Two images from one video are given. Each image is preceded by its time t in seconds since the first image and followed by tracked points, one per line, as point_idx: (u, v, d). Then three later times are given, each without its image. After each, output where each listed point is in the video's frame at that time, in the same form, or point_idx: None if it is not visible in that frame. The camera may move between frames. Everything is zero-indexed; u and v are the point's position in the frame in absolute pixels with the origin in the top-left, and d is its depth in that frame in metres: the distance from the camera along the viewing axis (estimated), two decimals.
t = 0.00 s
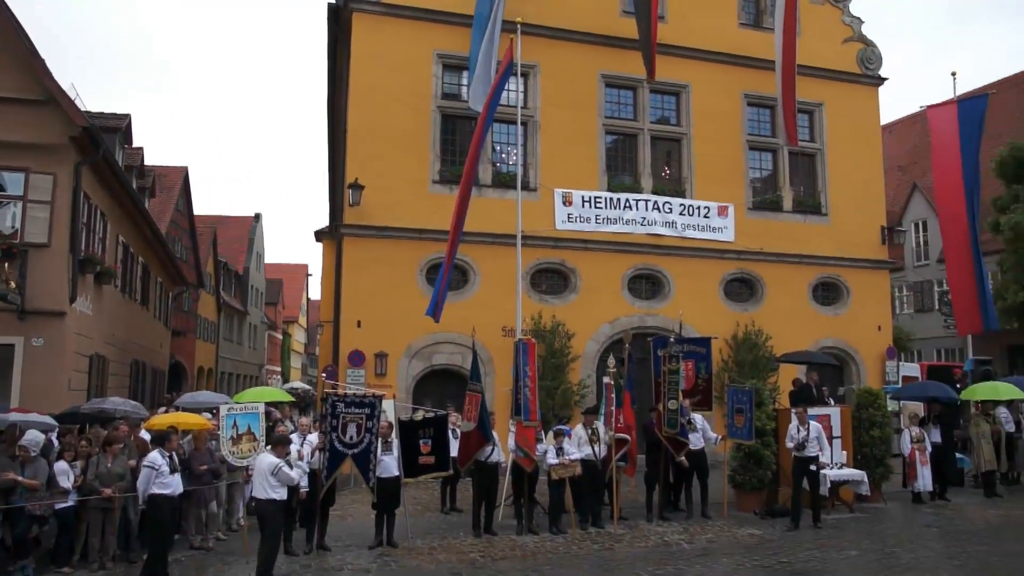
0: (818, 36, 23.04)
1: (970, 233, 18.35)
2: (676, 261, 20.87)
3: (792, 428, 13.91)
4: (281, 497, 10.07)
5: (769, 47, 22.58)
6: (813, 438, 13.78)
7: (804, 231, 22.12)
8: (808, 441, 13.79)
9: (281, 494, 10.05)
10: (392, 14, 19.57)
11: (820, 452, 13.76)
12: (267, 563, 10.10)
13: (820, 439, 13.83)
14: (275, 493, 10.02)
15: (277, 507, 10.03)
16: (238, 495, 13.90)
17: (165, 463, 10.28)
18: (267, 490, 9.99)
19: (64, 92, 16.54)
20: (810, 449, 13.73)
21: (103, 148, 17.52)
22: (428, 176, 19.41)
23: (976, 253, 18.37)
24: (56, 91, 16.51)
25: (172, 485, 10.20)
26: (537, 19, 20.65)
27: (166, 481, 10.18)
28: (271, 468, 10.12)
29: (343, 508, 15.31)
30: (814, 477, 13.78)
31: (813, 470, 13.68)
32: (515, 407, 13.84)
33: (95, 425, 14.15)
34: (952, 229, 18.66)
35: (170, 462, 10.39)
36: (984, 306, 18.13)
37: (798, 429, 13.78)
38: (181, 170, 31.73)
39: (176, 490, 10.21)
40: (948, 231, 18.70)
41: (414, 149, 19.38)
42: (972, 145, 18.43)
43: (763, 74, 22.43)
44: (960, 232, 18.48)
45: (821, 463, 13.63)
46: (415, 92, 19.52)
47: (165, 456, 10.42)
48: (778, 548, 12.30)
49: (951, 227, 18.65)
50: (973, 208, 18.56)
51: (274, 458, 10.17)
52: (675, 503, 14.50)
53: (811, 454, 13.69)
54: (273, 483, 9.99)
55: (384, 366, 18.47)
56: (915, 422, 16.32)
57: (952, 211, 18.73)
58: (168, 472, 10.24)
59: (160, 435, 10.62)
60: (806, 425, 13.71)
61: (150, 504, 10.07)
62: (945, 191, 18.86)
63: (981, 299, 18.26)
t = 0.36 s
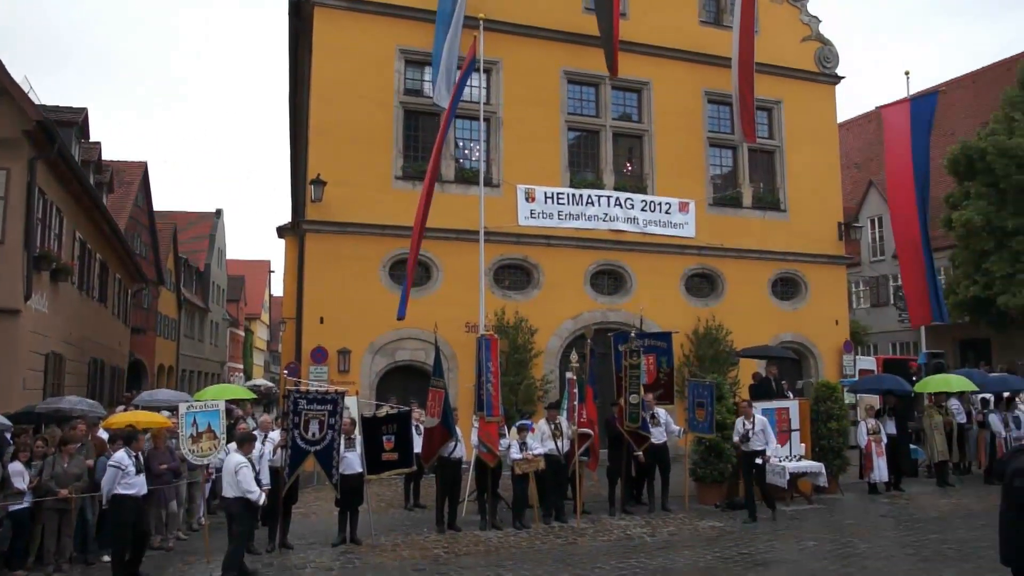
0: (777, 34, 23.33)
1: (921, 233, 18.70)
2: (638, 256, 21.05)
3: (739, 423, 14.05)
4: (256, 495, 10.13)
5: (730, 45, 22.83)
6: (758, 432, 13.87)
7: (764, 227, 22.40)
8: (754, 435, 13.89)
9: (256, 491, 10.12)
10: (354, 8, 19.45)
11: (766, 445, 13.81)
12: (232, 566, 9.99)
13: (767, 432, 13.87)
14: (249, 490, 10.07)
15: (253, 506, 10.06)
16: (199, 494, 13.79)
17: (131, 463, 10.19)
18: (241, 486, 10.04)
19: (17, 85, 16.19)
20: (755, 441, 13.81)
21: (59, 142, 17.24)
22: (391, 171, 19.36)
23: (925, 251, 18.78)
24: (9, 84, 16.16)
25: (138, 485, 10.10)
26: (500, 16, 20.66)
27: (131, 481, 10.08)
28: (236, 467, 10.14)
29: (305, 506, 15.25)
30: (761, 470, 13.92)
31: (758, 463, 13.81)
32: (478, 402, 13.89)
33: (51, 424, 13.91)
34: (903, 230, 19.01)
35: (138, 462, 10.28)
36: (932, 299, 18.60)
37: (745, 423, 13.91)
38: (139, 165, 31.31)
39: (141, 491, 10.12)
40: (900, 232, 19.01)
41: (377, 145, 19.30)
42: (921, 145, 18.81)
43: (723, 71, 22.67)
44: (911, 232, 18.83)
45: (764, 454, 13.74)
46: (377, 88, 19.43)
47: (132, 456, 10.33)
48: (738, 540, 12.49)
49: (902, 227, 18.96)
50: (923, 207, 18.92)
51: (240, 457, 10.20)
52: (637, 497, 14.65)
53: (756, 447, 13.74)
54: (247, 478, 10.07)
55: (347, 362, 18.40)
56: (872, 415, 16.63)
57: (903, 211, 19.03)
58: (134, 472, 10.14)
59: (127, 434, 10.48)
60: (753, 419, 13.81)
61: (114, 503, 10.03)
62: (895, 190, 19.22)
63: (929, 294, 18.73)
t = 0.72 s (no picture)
0: (737, 32, 23.52)
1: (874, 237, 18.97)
2: (600, 252, 21.10)
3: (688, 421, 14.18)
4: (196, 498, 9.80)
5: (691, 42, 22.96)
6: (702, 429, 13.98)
7: (724, 224, 22.61)
8: (699, 432, 13.94)
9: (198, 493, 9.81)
10: None
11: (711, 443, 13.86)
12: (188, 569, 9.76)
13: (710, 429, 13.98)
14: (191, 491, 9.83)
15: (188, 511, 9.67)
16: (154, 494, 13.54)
17: (93, 461, 9.91)
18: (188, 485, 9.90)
19: None
20: (698, 439, 13.86)
21: (7, 132, 16.74)
22: (351, 165, 19.18)
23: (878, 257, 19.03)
24: None
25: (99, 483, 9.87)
26: (462, 9, 20.55)
27: (93, 479, 9.83)
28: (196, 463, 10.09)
29: (263, 504, 15.07)
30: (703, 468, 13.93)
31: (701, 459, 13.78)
32: (438, 399, 13.83)
33: None
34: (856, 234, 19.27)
35: (99, 459, 10.02)
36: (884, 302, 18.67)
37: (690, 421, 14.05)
38: (92, 156, 30.70)
39: (103, 489, 9.91)
40: (852, 236, 19.28)
41: (337, 138, 19.11)
42: (875, 149, 19.19)
43: (684, 68, 22.80)
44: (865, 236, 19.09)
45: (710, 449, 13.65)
46: (337, 81, 19.23)
47: (93, 454, 10.04)
48: (698, 534, 12.59)
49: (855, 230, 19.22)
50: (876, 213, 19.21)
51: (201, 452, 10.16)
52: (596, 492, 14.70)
53: (701, 445, 13.78)
54: (193, 475, 9.91)
55: (306, 358, 18.19)
56: (828, 409, 16.85)
57: (856, 216, 19.33)
58: (96, 470, 9.88)
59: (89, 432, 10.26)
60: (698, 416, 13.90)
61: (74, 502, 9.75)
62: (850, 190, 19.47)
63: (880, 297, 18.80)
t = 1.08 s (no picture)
0: (699, 37, 23.79)
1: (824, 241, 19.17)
2: (561, 253, 21.21)
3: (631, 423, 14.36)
4: (156, 493, 9.74)
5: (654, 47, 23.19)
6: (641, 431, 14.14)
7: (684, 227, 22.85)
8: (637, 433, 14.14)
9: (156, 489, 9.74)
10: None
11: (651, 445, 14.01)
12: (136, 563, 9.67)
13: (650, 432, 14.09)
14: (146, 488, 9.71)
15: (155, 504, 9.69)
16: (106, 493, 13.32)
17: (52, 455, 9.89)
18: (139, 484, 9.76)
19: None
20: (638, 439, 14.05)
21: None
22: (312, 163, 19.06)
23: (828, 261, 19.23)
24: None
25: (55, 478, 9.78)
26: (426, 9, 20.52)
27: (50, 473, 9.77)
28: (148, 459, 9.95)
29: (219, 503, 14.92)
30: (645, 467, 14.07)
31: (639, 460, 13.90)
32: (397, 398, 13.81)
33: None
34: (806, 239, 19.47)
35: (58, 455, 9.99)
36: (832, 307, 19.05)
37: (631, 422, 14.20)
38: (47, 148, 30.13)
39: (60, 484, 9.82)
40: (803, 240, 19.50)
41: (297, 135, 18.97)
42: (829, 156, 19.52)
43: (646, 72, 23.01)
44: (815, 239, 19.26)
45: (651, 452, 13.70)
46: (299, 77, 19.10)
47: (53, 449, 10.03)
48: (654, 534, 12.74)
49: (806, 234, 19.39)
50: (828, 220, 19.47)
51: (153, 449, 10.02)
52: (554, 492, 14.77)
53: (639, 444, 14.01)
54: (143, 473, 9.77)
55: (265, 357, 18.03)
56: (783, 411, 17.11)
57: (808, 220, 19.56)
58: (54, 465, 9.85)
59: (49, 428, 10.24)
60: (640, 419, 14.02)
61: (29, 496, 9.64)
62: (805, 196, 19.70)
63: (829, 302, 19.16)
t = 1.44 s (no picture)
0: (663, 28, 23.90)
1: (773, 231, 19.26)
2: (523, 241, 21.21)
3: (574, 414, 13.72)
4: (103, 483, 9.52)
5: (617, 36, 23.24)
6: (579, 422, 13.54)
7: (645, 216, 22.99)
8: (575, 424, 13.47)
9: (103, 478, 9.52)
10: None
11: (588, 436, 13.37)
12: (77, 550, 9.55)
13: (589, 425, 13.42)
14: (91, 479, 9.47)
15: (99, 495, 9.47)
16: (57, 483, 13.05)
17: None
18: (83, 475, 9.50)
19: None
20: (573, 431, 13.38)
21: None
22: (272, 148, 18.82)
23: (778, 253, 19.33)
24: None
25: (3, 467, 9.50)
26: None
27: None
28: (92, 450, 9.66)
29: (174, 492, 14.73)
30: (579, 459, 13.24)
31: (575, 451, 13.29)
32: (356, 386, 13.73)
33: None
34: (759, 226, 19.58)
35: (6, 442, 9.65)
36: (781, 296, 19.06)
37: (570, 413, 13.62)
38: None
39: (8, 472, 9.56)
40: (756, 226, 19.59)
41: (256, 119, 18.71)
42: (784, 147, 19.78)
43: (610, 61, 23.06)
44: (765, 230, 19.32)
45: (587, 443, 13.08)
46: (259, 61, 18.84)
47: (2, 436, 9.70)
48: (613, 520, 12.84)
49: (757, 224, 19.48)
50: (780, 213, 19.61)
51: (96, 440, 9.71)
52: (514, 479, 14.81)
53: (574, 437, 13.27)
54: (86, 465, 9.49)
55: (223, 344, 17.81)
56: (742, 399, 17.29)
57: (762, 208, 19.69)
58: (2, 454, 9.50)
59: None
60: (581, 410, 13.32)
61: None
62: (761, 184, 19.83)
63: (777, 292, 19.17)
